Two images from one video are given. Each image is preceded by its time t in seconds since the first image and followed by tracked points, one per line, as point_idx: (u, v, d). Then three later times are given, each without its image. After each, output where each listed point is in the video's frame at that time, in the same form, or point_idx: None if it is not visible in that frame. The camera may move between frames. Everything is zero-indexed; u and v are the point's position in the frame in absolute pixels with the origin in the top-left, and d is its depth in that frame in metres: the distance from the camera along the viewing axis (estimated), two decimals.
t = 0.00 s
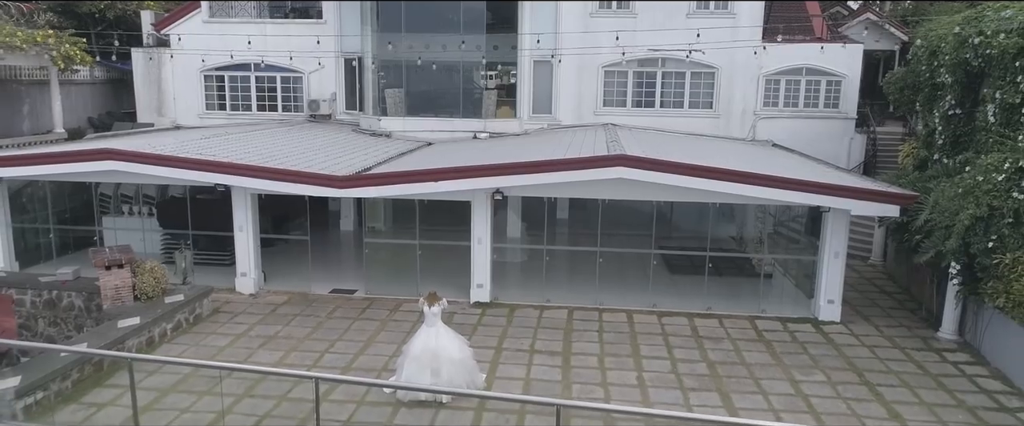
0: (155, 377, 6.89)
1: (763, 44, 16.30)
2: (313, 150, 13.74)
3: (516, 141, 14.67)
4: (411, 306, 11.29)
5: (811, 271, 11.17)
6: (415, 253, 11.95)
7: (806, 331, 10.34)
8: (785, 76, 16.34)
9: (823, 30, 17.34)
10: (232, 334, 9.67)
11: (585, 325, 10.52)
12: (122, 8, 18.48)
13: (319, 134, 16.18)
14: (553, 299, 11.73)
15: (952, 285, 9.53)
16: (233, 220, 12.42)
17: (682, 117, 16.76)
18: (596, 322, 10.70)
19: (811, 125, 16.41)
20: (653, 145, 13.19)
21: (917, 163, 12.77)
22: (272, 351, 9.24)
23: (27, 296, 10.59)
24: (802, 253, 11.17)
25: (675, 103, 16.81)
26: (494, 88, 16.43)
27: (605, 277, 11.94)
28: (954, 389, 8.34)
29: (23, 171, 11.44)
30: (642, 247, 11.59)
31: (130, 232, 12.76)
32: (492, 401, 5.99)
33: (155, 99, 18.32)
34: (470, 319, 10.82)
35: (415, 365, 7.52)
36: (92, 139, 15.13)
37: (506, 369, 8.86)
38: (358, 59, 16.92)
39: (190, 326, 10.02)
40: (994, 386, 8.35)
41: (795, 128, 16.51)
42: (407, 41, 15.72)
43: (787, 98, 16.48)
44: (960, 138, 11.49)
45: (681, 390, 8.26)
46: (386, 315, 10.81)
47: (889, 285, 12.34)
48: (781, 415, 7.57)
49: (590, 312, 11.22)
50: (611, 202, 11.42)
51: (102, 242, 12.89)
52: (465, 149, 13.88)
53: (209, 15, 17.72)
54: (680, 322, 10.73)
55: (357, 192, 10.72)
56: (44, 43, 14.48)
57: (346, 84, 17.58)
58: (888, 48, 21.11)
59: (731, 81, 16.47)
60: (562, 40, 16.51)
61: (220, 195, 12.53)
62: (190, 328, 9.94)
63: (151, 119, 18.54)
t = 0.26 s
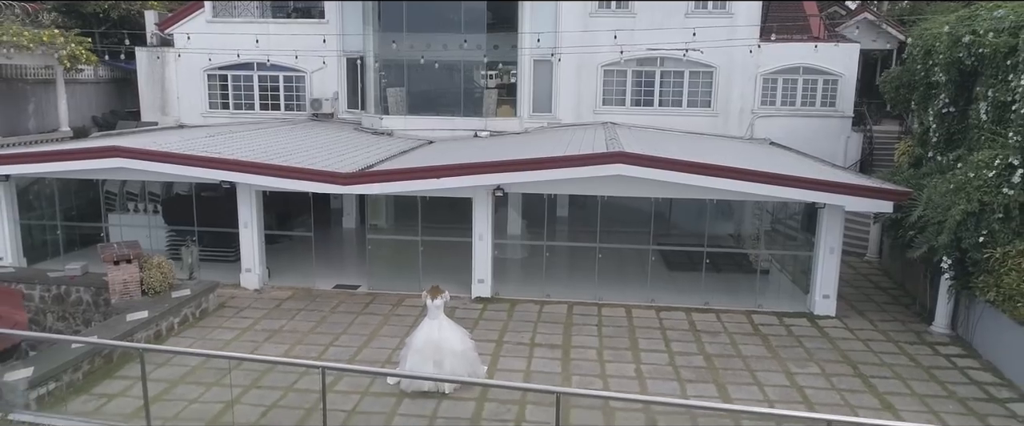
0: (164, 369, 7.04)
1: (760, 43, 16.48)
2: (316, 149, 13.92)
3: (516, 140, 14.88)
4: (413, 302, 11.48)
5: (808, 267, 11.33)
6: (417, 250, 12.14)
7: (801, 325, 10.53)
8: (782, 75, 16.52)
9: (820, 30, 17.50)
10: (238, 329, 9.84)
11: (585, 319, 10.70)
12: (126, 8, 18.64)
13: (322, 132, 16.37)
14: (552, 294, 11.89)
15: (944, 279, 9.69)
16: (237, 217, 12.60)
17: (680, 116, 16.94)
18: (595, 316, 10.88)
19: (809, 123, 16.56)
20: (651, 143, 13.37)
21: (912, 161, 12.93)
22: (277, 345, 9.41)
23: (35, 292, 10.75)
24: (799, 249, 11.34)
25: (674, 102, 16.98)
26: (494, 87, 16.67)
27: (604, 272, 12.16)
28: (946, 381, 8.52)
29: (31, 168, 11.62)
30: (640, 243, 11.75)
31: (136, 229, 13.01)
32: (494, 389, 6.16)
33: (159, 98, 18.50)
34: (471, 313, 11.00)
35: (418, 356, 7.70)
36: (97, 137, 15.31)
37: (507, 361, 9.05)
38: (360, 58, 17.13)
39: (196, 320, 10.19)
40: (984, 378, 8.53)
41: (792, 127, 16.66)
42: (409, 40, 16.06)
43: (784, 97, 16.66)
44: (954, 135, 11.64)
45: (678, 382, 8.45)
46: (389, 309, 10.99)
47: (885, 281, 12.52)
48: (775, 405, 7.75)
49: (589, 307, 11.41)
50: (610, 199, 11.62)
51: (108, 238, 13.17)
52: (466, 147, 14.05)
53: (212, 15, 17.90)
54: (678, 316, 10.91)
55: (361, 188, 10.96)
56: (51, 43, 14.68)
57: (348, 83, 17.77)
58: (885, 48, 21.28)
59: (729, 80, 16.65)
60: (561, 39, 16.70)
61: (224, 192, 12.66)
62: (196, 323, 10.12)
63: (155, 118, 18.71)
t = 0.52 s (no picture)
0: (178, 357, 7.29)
1: (757, 42, 16.73)
2: (321, 146, 14.18)
3: (518, 137, 15.14)
4: (416, 295, 11.75)
5: (803, 263, 11.59)
6: (421, 245, 12.43)
7: (796, 318, 10.79)
8: (780, 74, 16.78)
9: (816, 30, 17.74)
10: (247, 321, 10.10)
11: (584, 312, 10.98)
12: (133, 8, 18.89)
13: (326, 130, 16.64)
14: (553, 288, 12.24)
15: (935, 273, 9.95)
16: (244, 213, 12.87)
17: (679, 114, 17.21)
18: (595, 309, 11.15)
19: (805, 121, 16.82)
20: (650, 141, 13.62)
21: (906, 158, 13.16)
22: (285, 336, 9.68)
23: (48, 285, 10.99)
24: (794, 244, 11.60)
25: (672, 101, 17.24)
26: (495, 86, 16.89)
27: (604, 267, 12.34)
28: (935, 370, 8.78)
29: (43, 165, 11.87)
30: (639, 239, 12.03)
31: (145, 225, 13.21)
32: (498, 373, 6.43)
33: (165, 97, 18.76)
34: (474, 306, 11.27)
35: (424, 345, 7.97)
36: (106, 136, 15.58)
37: (509, 351, 9.32)
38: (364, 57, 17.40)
39: (206, 312, 10.46)
40: (972, 367, 8.80)
41: (789, 125, 16.92)
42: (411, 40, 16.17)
43: (781, 96, 16.91)
44: (945, 133, 11.87)
45: (675, 371, 8.72)
46: (394, 303, 11.26)
47: (879, 276, 12.76)
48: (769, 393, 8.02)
49: (589, 300, 11.70)
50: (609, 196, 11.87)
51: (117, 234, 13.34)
52: (468, 145, 14.30)
53: (218, 15, 18.13)
54: (675, 309, 11.18)
55: (366, 184, 11.20)
56: (59, 43, 14.92)
57: (351, 82, 18.04)
58: (882, 47, 21.53)
59: (727, 79, 16.91)
60: (562, 39, 16.97)
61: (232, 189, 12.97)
62: (206, 315, 10.38)
63: (160, 116, 18.97)
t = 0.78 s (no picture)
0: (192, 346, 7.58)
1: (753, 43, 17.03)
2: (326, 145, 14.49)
3: (518, 136, 15.45)
4: (420, 290, 12.05)
5: (796, 258, 11.93)
6: (424, 241, 12.75)
7: (789, 311, 11.10)
8: (776, 74, 17.07)
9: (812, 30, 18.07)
10: (256, 313, 10.40)
11: (583, 305, 11.29)
12: (139, 9, 19.16)
13: (330, 129, 16.93)
14: (553, 282, 12.57)
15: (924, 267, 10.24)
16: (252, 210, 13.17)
17: (676, 114, 17.52)
18: (594, 302, 11.46)
19: (800, 121, 17.14)
20: (648, 140, 13.92)
21: (899, 156, 13.46)
22: (294, 327, 9.99)
23: (61, 279, 11.24)
24: (789, 240, 11.91)
25: (670, 101, 17.54)
26: (496, 86, 17.20)
27: (603, 262, 12.63)
28: (922, 360, 9.08)
29: (54, 162, 12.16)
30: (637, 235, 12.32)
31: (154, 222, 13.53)
32: (500, 359, 6.73)
33: (171, 97, 19.06)
34: (476, 300, 11.57)
35: (428, 335, 8.28)
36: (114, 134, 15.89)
37: (510, 343, 9.62)
38: (367, 57, 17.73)
39: (216, 305, 10.76)
40: (958, 357, 9.10)
41: (785, 124, 17.22)
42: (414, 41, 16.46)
43: (777, 95, 17.20)
44: (936, 131, 12.16)
45: (671, 360, 9.03)
46: (398, 296, 11.57)
47: (872, 271, 13.03)
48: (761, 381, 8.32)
49: (588, 294, 12.01)
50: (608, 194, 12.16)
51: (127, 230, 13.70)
52: (469, 143, 14.59)
53: (223, 16, 18.42)
54: (672, 302, 11.48)
55: (371, 181, 11.51)
56: (69, 43, 15.20)
57: (354, 82, 18.36)
58: (877, 47, 21.82)
59: (723, 79, 17.21)
60: (562, 39, 17.28)
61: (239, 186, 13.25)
62: (216, 308, 10.68)
63: (166, 116, 19.27)
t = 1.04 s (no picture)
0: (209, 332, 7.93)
1: (749, 43, 17.39)
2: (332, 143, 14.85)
3: (518, 134, 15.82)
4: (423, 283, 12.42)
5: (790, 252, 12.27)
6: (427, 236, 13.10)
7: (781, 302, 11.47)
8: (770, 74, 17.44)
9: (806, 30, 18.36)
10: (265, 304, 10.76)
11: (582, 297, 11.65)
12: (147, 10, 19.51)
13: (335, 127, 17.30)
14: (552, 275, 12.95)
15: (911, 259, 10.59)
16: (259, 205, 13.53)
17: (674, 112, 17.88)
18: (592, 294, 11.83)
19: (795, 119, 17.50)
20: (645, 137, 14.28)
21: (890, 153, 13.79)
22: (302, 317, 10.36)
23: (76, 272, 11.56)
24: (782, 233, 12.28)
25: (667, 99, 17.91)
26: (496, 85, 17.54)
27: (601, 256, 13.00)
28: (908, 347, 9.45)
29: (68, 159, 12.50)
30: (635, 228, 12.68)
31: (163, 217, 13.90)
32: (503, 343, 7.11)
33: (177, 96, 19.43)
34: (478, 292, 11.93)
35: (433, 322, 8.64)
36: (124, 132, 16.24)
37: (511, 332, 9.99)
38: (370, 57, 18.10)
39: (227, 297, 11.13)
40: (942, 345, 9.46)
41: (779, 122, 17.59)
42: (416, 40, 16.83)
43: (772, 94, 17.56)
44: (926, 128, 12.50)
45: (666, 348, 9.39)
46: (402, 288, 11.94)
47: (864, 265, 13.38)
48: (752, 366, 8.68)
49: (586, 287, 12.40)
50: (606, 190, 12.52)
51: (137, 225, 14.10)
52: (470, 141, 14.95)
53: (229, 16, 18.76)
54: (668, 294, 11.84)
55: (376, 177, 11.87)
56: (80, 43, 15.53)
57: (358, 81, 18.72)
58: (872, 47, 22.17)
59: (719, 78, 17.58)
60: (562, 40, 17.66)
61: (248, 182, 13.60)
62: (227, 299, 11.05)
63: (173, 114, 19.63)
